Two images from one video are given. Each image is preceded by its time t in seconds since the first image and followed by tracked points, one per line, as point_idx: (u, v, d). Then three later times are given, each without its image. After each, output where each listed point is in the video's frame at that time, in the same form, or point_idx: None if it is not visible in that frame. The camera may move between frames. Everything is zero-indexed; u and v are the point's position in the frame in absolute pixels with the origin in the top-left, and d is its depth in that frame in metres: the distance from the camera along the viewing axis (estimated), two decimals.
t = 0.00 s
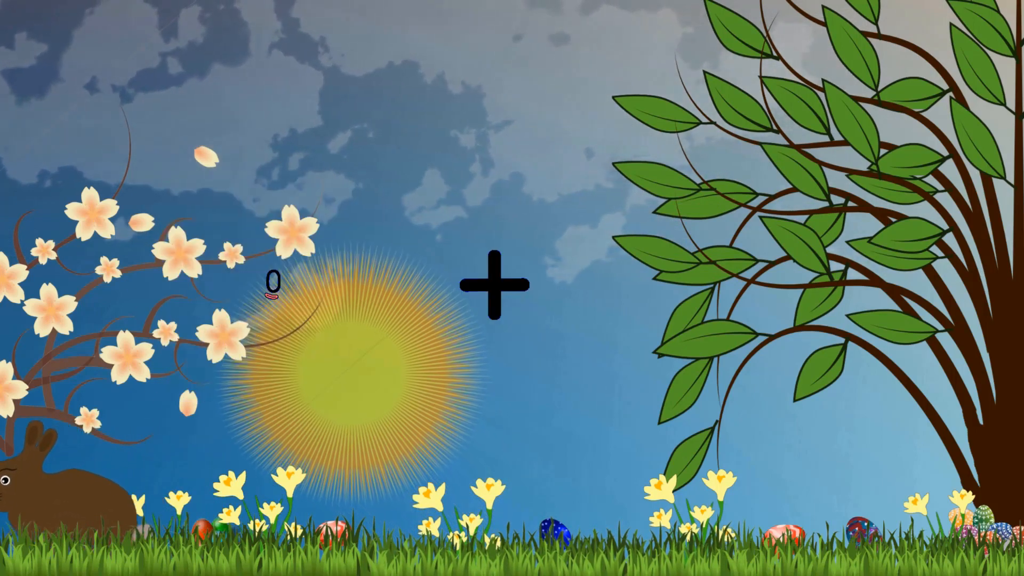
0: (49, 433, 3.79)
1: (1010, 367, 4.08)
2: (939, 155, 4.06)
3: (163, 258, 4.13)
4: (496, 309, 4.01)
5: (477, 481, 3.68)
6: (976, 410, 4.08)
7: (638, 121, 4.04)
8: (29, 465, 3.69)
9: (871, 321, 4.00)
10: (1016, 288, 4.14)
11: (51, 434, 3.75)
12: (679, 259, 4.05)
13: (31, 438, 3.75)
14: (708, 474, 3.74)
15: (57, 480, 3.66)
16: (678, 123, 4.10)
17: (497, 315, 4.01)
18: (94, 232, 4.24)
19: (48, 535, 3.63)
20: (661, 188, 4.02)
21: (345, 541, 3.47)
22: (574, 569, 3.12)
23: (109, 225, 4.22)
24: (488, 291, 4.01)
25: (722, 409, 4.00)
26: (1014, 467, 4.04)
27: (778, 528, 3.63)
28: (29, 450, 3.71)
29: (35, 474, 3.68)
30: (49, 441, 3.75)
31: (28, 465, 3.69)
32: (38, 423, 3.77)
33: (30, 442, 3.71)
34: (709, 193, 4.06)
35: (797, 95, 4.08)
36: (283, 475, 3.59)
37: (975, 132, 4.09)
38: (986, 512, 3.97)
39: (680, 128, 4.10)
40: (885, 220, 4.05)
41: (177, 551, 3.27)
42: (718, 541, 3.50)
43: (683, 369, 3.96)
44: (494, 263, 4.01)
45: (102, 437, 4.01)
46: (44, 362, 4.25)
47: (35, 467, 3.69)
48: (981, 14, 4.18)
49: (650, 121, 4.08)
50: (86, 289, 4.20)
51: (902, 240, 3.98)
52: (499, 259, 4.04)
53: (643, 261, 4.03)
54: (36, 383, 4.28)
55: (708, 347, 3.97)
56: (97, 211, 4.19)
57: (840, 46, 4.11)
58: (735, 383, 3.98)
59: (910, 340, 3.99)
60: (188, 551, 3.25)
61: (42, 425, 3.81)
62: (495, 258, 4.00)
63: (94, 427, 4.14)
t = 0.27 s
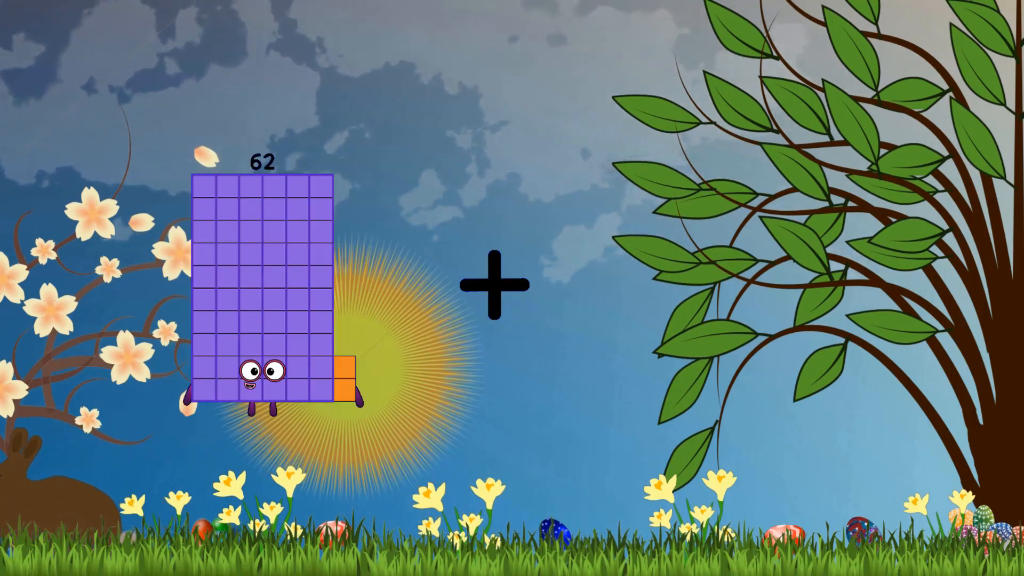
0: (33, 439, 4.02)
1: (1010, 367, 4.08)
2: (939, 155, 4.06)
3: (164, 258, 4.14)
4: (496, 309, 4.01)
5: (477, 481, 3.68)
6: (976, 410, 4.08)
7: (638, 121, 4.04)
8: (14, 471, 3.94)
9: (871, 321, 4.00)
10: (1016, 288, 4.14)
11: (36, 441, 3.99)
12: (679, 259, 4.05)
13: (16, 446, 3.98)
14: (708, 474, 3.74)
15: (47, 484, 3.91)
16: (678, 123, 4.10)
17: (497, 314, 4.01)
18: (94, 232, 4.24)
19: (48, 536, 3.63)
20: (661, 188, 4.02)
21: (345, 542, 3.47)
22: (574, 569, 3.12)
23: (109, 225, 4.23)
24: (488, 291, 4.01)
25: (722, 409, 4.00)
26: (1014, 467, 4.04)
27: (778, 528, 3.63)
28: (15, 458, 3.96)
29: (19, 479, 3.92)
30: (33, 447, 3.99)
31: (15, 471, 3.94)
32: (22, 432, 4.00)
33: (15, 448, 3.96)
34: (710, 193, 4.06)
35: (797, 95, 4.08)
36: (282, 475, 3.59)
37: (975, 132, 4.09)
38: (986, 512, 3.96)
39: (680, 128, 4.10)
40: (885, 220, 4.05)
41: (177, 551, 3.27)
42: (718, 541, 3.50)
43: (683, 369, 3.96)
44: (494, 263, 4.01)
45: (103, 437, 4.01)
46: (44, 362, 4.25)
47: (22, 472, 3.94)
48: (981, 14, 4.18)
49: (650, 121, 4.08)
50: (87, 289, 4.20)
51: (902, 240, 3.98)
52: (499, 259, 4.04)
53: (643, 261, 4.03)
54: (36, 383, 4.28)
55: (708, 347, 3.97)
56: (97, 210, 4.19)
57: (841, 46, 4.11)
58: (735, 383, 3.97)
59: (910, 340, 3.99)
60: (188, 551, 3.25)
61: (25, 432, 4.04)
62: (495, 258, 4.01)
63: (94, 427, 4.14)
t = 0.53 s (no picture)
0: (26, 441, 4.01)
1: (1010, 367, 4.08)
2: (939, 155, 4.06)
3: (164, 258, 4.14)
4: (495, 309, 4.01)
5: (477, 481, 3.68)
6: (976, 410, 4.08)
7: (638, 121, 4.04)
8: (8, 473, 3.93)
9: (871, 321, 4.00)
10: (1016, 288, 4.14)
11: (29, 442, 3.98)
12: (679, 259, 4.05)
13: (9, 448, 3.97)
14: (708, 474, 3.74)
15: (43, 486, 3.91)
16: (678, 123, 4.10)
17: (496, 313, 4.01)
18: (94, 232, 4.24)
19: (48, 536, 3.63)
20: (661, 188, 4.02)
21: (345, 542, 3.47)
22: (574, 569, 3.12)
23: (109, 225, 4.23)
24: (488, 291, 4.01)
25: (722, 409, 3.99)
26: (1014, 467, 4.04)
27: (778, 528, 3.63)
28: (8, 460, 3.95)
29: (16, 480, 3.91)
30: (27, 449, 3.98)
31: (9, 473, 3.93)
32: (15, 434, 3.99)
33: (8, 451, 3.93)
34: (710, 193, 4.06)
35: (797, 94, 4.08)
36: (283, 475, 3.59)
37: (975, 132, 4.09)
38: (986, 513, 3.96)
39: (680, 128, 4.10)
40: (885, 220, 4.05)
41: (177, 551, 3.27)
42: (718, 541, 3.50)
43: (683, 369, 3.97)
44: (494, 263, 4.01)
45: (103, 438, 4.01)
46: (44, 362, 4.25)
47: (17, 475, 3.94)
48: (981, 14, 4.18)
49: (650, 121, 4.08)
50: (87, 289, 4.20)
51: (902, 240, 3.98)
52: (499, 259, 4.05)
53: (643, 261, 4.03)
54: (36, 383, 4.28)
55: (708, 347, 3.97)
56: (97, 210, 4.19)
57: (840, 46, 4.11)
58: (734, 383, 3.97)
59: (910, 340, 3.99)
60: (188, 551, 3.25)
61: (18, 434, 4.03)
62: (495, 259, 4.01)
63: (94, 427, 4.14)
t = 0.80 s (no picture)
0: (23, 440, 4.01)
1: (1010, 367, 4.08)
2: (939, 155, 4.06)
3: (164, 258, 4.14)
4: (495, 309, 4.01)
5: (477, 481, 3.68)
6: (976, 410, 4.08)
7: (638, 121, 4.04)
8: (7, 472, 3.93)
9: (871, 321, 4.00)
10: (1016, 288, 4.14)
11: (26, 442, 3.97)
12: (679, 259, 4.05)
13: (6, 446, 3.97)
14: (708, 474, 3.74)
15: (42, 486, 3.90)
16: (678, 123, 4.10)
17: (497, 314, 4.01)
18: (94, 232, 4.24)
19: (48, 536, 3.63)
20: (662, 189, 4.02)
21: (345, 542, 3.47)
22: (574, 569, 3.12)
23: (109, 225, 4.23)
24: (488, 291, 4.01)
25: (723, 409, 3.99)
26: (1014, 467, 4.04)
27: (778, 528, 3.63)
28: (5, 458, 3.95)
29: (14, 480, 3.91)
30: (24, 448, 3.97)
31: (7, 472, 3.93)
32: (13, 433, 3.99)
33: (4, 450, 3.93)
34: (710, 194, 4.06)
35: (797, 94, 4.08)
36: (283, 475, 3.59)
37: (975, 132, 4.09)
38: (986, 512, 3.96)
39: (680, 128, 4.10)
40: (885, 220, 4.05)
41: (177, 551, 3.27)
42: (718, 541, 3.50)
43: (683, 369, 3.97)
44: (494, 263, 4.01)
45: (103, 438, 4.01)
46: (44, 362, 4.25)
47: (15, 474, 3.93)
48: (981, 14, 4.18)
49: (650, 121, 4.08)
50: (87, 289, 4.20)
51: (902, 240, 3.98)
52: (499, 259, 4.05)
53: (643, 261, 4.03)
54: (36, 383, 4.28)
55: (708, 347, 3.97)
56: (97, 210, 4.19)
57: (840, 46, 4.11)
58: (734, 383, 3.97)
59: (910, 340, 3.99)
60: (188, 551, 3.25)
61: (17, 432, 4.03)
62: (495, 259, 4.01)
63: (94, 427, 4.14)
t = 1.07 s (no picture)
0: (20, 434, 4.03)
1: (1010, 367, 4.08)
2: (939, 155, 4.06)
3: (164, 259, 4.14)
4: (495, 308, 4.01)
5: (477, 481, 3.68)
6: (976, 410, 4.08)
7: (638, 121, 4.04)
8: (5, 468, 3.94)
9: (871, 321, 4.00)
10: (1016, 288, 4.14)
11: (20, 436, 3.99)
12: (679, 259, 4.05)
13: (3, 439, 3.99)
14: (708, 474, 3.74)
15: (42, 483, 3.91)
16: (678, 123, 4.10)
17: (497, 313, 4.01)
18: (94, 232, 4.24)
19: (48, 536, 3.63)
20: (662, 188, 4.02)
21: (345, 542, 3.47)
22: (574, 569, 3.12)
23: (109, 225, 4.23)
24: (489, 291, 4.01)
25: (722, 409, 4.00)
26: (1014, 467, 4.04)
27: (778, 528, 3.63)
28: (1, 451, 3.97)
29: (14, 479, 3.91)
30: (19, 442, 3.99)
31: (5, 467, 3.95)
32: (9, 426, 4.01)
33: None
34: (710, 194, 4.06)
35: (797, 94, 4.08)
36: (283, 475, 3.59)
37: (975, 132, 4.09)
38: (986, 512, 3.97)
39: (680, 128, 4.10)
40: (885, 220, 4.05)
41: (177, 551, 3.27)
42: (718, 541, 3.50)
43: (683, 369, 3.97)
44: (494, 263, 4.01)
45: (103, 438, 4.01)
46: (44, 362, 4.25)
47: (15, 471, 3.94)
48: (981, 14, 4.18)
49: (650, 121, 4.08)
50: (87, 289, 4.20)
51: (902, 240, 3.98)
52: (500, 259, 4.05)
53: (643, 261, 4.03)
54: (36, 383, 4.28)
55: (708, 347, 3.97)
56: (97, 211, 4.19)
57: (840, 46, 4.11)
58: (734, 383, 3.98)
59: (910, 340, 3.99)
60: (188, 551, 3.25)
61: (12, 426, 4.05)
62: (495, 259, 4.01)
63: (94, 427, 4.14)
